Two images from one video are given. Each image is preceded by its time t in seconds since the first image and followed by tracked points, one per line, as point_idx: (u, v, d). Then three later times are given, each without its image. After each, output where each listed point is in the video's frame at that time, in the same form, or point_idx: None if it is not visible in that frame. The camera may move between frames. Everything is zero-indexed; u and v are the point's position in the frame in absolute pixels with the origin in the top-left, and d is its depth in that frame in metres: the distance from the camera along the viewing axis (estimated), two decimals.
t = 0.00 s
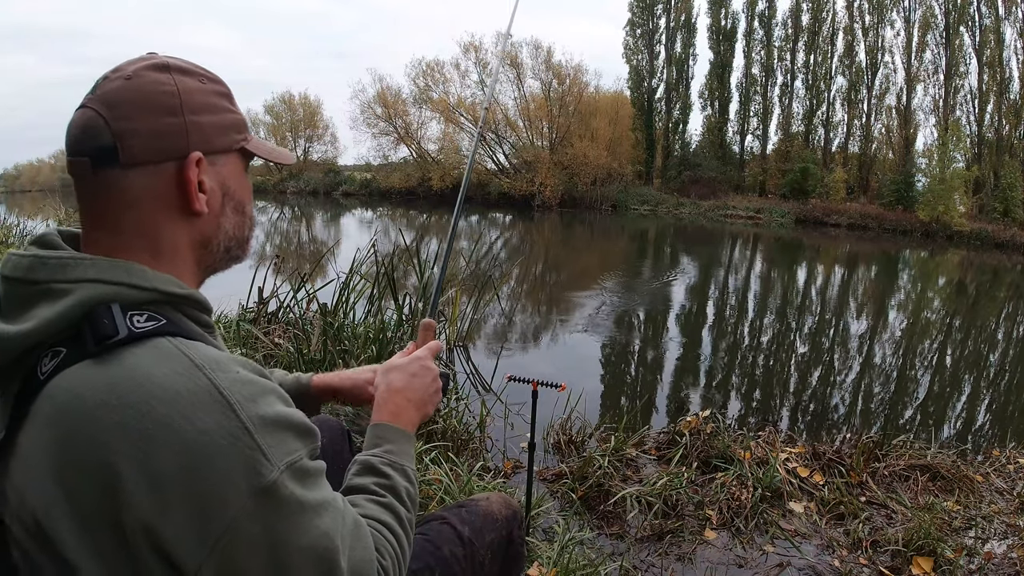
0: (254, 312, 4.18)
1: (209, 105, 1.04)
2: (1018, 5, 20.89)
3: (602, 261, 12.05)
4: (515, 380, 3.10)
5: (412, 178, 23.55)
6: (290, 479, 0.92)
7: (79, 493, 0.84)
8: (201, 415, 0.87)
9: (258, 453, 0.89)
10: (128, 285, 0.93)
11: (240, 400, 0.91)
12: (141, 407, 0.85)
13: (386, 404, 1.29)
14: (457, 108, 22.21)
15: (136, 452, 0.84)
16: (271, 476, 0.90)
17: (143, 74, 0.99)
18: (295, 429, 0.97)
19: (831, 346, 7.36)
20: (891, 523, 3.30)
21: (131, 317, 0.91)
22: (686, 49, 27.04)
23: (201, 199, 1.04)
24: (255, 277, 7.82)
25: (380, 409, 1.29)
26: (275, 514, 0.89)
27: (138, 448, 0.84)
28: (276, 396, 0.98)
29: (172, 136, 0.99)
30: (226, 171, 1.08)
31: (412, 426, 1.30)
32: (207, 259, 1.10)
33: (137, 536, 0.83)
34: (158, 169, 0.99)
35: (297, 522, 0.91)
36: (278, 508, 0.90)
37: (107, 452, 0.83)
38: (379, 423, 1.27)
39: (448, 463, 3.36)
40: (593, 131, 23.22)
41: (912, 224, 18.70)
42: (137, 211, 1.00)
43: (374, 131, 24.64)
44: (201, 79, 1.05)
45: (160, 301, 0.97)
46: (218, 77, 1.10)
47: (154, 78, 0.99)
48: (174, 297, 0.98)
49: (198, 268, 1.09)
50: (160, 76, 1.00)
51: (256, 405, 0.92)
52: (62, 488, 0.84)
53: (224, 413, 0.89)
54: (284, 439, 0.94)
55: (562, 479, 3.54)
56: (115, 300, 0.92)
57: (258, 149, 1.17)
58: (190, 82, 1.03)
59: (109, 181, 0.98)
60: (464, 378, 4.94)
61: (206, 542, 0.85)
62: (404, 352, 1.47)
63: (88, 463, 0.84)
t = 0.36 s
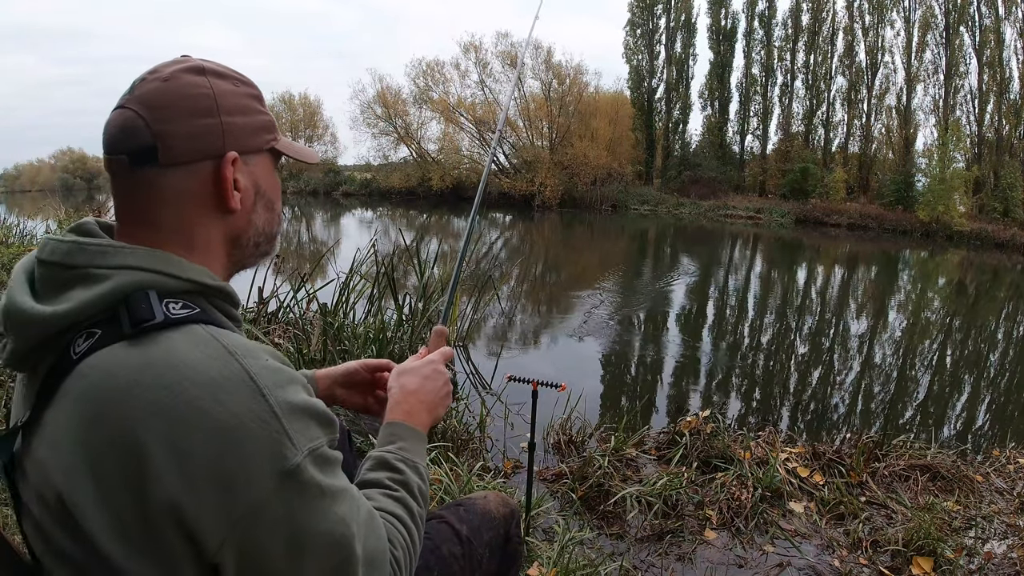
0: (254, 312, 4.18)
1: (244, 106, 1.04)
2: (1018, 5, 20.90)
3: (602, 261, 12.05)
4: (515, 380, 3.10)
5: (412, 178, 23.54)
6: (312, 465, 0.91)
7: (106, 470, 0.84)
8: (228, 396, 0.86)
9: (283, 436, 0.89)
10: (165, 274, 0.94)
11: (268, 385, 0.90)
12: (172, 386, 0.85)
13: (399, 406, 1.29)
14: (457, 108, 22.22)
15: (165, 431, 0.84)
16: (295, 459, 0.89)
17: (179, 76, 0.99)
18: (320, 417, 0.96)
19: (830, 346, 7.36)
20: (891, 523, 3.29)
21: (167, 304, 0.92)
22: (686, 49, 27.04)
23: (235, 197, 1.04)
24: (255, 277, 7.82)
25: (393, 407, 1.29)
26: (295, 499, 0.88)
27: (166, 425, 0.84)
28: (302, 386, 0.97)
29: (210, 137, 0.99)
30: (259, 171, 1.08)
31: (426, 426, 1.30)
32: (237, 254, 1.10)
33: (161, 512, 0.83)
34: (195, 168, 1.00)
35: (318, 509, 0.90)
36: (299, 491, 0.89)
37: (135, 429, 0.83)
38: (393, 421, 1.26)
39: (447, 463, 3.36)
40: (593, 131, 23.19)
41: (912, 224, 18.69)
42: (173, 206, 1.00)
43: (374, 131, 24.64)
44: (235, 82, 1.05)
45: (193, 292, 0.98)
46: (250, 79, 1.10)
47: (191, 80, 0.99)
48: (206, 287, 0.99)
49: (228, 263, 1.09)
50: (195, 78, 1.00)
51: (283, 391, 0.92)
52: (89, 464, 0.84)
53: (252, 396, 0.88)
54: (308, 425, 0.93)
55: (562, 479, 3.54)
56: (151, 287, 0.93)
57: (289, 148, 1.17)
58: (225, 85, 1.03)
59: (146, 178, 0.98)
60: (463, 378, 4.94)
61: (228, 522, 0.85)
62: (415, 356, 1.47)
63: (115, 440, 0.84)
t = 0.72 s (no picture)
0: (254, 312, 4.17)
1: (255, 106, 1.04)
2: (1018, 5, 20.90)
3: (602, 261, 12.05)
4: (515, 380, 3.10)
5: (412, 178, 23.54)
6: (334, 437, 0.92)
7: (133, 447, 0.84)
8: (253, 370, 0.87)
9: (306, 408, 0.89)
10: (185, 261, 0.95)
11: (289, 359, 0.91)
12: (198, 363, 0.85)
13: (417, 378, 1.28)
14: (457, 108, 22.22)
15: (193, 407, 0.84)
16: (318, 431, 0.89)
17: (192, 75, 0.98)
18: (337, 392, 0.97)
19: (831, 346, 7.37)
20: (891, 523, 3.29)
21: (189, 289, 0.93)
22: (686, 49, 27.04)
23: (247, 192, 1.04)
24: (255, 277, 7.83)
25: (412, 380, 1.28)
26: (321, 468, 0.89)
27: (193, 402, 0.84)
28: (316, 362, 0.99)
29: (223, 134, 0.99)
30: (268, 168, 1.08)
31: (444, 398, 1.29)
32: (248, 249, 1.10)
33: (193, 484, 0.83)
34: (209, 163, 1.00)
35: (343, 475, 0.91)
36: (324, 461, 0.89)
37: (163, 407, 0.83)
38: (413, 394, 1.25)
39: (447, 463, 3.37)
40: (593, 131, 23.18)
41: (912, 224, 18.70)
42: (188, 201, 1.00)
43: (374, 131, 24.65)
44: (245, 82, 1.04)
45: (211, 279, 0.98)
46: (256, 79, 1.10)
47: (203, 80, 0.99)
48: (223, 274, 0.99)
49: (240, 258, 1.09)
50: (207, 77, 0.99)
51: (303, 366, 0.93)
52: (117, 441, 0.84)
53: (275, 369, 0.89)
54: (328, 397, 0.94)
55: (562, 479, 3.54)
56: (173, 275, 0.94)
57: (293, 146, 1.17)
58: (235, 85, 1.02)
59: (162, 172, 0.98)
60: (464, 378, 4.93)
61: (258, 490, 0.86)
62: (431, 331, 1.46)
63: (143, 417, 0.83)
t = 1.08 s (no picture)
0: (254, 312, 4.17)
1: (246, 103, 1.04)
2: (1018, 5, 20.90)
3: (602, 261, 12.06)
4: (515, 380, 3.10)
5: (412, 179, 23.56)
6: (344, 401, 0.92)
7: (148, 428, 0.84)
8: (259, 342, 0.87)
9: (315, 374, 0.90)
10: (185, 248, 0.95)
11: (294, 331, 0.91)
12: (208, 339, 0.85)
13: (426, 339, 1.25)
14: (457, 108, 22.23)
15: (206, 385, 0.84)
16: (329, 396, 0.90)
17: (185, 73, 0.98)
18: (339, 359, 0.98)
19: (830, 346, 7.37)
20: (891, 523, 3.29)
21: (191, 273, 0.93)
22: (686, 49, 27.02)
23: (239, 184, 1.04)
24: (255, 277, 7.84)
25: (420, 342, 1.25)
26: (336, 430, 0.90)
27: (205, 378, 0.84)
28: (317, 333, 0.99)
29: (215, 128, 0.99)
30: (259, 163, 1.08)
31: (454, 358, 1.27)
32: (242, 240, 1.10)
33: (212, 455, 0.84)
34: (202, 156, 1.00)
35: (356, 437, 0.92)
36: (338, 423, 0.90)
37: (174, 386, 0.83)
38: (422, 356, 1.23)
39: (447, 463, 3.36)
40: (593, 131, 23.19)
41: (912, 224, 18.71)
42: (184, 193, 1.00)
43: (374, 131, 24.66)
44: (235, 80, 1.04)
45: (211, 264, 0.98)
46: (247, 78, 1.09)
47: (196, 77, 0.99)
48: (221, 261, 0.99)
49: (235, 248, 1.09)
50: (200, 75, 0.99)
51: (306, 336, 0.93)
52: (131, 425, 0.84)
53: (282, 341, 0.89)
54: (332, 365, 0.94)
55: (562, 479, 3.54)
56: (176, 261, 0.94)
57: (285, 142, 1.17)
58: (227, 82, 1.02)
59: (157, 166, 0.98)
60: (464, 378, 4.93)
61: (278, 457, 0.87)
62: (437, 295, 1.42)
63: (156, 399, 0.84)
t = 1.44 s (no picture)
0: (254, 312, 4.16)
1: (246, 105, 1.04)
2: (1018, 5, 20.92)
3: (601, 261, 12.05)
4: (515, 380, 3.09)
5: (412, 179, 23.55)
6: (333, 393, 0.91)
7: (137, 424, 0.84)
8: (245, 336, 0.87)
9: (302, 367, 0.89)
10: (173, 243, 0.95)
11: (281, 324, 0.91)
12: (194, 335, 0.85)
13: (426, 325, 1.25)
14: (457, 108, 22.23)
15: (190, 383, 0.84)
16: (316, 389, 0.89)
17: (187, 72, 0.99)
18: (329, 351, 0.97)
19: (831, 346, 7.37)
20: (891, 523, 3.30)
21: (179, 270, 0.93)
22: (686, 48, 27.03)
23: (233, 185, 1.04)
24: (255, 276, 7.86)
25: (421, 326, 1.25)
26: (325, 421, 0.89)
27: (191, 375, 0.84)
28: (305, 325, 0.98)
29: (212, 127, 0.99)
30: (257, 165, 1.08)
31: (455, 344, 1.27)
32: (236, 240, 1.10)
33: (202, 451, 0.84)
34: (198, 154, 1.00)
35: (346, 430, 0.91)
36: (327, 415, 0.90)
37: (160, 383, 0.84)
38: (422, 341, 1.23)
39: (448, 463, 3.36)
40: (593, 131, 23.19)
41: (912, 224, 18.71)
42: (178, 190, 1.00)
43: (374, 131, 24.65)
44: (238, 81, 1.04)
45: (200, 260, 0.98)
46: (251, 80, 1.09)
47: (198, 76, 0.99)
48: (212, 257, 0.99)
49: (229, 248, 1.09)
50: (202, 75, 1.00)
51: (293, 330, 0.92)
52: (120, 421, 0.84)
53: (270, 335, 0.89)
54: (322, 356, 0.93)
55: (562, 479, 3.54)
56: (165, 257, 0.94)
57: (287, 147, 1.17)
58: (229, 82, 1.02)
59: (154, 162, 0.99)
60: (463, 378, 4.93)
61: (267, 448, 0.87)
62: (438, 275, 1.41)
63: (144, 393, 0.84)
